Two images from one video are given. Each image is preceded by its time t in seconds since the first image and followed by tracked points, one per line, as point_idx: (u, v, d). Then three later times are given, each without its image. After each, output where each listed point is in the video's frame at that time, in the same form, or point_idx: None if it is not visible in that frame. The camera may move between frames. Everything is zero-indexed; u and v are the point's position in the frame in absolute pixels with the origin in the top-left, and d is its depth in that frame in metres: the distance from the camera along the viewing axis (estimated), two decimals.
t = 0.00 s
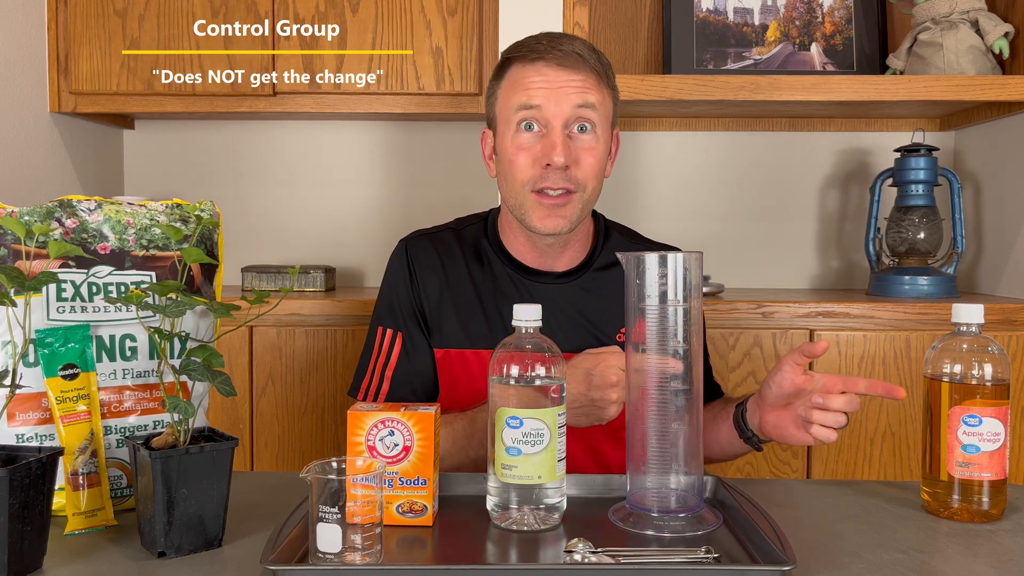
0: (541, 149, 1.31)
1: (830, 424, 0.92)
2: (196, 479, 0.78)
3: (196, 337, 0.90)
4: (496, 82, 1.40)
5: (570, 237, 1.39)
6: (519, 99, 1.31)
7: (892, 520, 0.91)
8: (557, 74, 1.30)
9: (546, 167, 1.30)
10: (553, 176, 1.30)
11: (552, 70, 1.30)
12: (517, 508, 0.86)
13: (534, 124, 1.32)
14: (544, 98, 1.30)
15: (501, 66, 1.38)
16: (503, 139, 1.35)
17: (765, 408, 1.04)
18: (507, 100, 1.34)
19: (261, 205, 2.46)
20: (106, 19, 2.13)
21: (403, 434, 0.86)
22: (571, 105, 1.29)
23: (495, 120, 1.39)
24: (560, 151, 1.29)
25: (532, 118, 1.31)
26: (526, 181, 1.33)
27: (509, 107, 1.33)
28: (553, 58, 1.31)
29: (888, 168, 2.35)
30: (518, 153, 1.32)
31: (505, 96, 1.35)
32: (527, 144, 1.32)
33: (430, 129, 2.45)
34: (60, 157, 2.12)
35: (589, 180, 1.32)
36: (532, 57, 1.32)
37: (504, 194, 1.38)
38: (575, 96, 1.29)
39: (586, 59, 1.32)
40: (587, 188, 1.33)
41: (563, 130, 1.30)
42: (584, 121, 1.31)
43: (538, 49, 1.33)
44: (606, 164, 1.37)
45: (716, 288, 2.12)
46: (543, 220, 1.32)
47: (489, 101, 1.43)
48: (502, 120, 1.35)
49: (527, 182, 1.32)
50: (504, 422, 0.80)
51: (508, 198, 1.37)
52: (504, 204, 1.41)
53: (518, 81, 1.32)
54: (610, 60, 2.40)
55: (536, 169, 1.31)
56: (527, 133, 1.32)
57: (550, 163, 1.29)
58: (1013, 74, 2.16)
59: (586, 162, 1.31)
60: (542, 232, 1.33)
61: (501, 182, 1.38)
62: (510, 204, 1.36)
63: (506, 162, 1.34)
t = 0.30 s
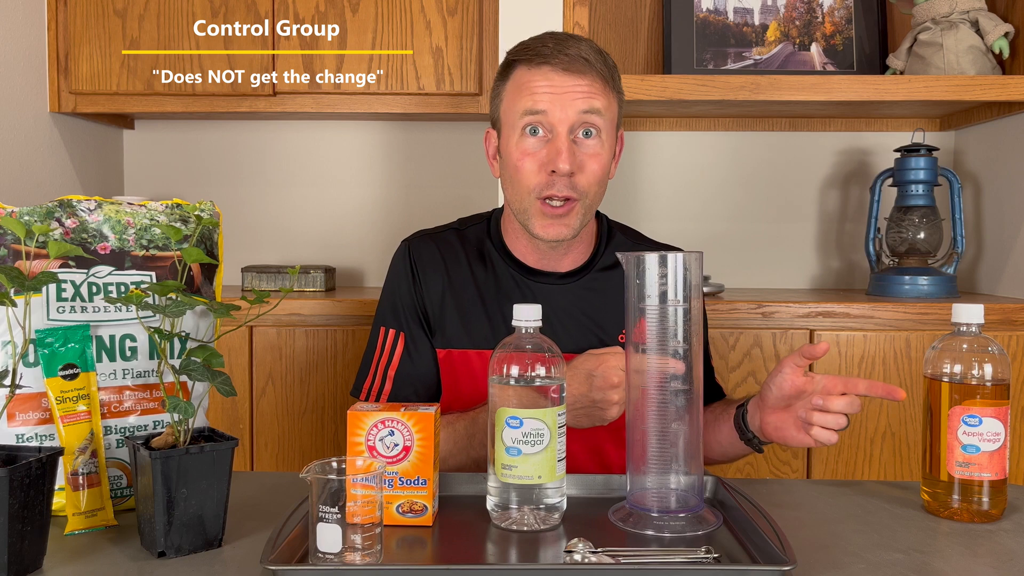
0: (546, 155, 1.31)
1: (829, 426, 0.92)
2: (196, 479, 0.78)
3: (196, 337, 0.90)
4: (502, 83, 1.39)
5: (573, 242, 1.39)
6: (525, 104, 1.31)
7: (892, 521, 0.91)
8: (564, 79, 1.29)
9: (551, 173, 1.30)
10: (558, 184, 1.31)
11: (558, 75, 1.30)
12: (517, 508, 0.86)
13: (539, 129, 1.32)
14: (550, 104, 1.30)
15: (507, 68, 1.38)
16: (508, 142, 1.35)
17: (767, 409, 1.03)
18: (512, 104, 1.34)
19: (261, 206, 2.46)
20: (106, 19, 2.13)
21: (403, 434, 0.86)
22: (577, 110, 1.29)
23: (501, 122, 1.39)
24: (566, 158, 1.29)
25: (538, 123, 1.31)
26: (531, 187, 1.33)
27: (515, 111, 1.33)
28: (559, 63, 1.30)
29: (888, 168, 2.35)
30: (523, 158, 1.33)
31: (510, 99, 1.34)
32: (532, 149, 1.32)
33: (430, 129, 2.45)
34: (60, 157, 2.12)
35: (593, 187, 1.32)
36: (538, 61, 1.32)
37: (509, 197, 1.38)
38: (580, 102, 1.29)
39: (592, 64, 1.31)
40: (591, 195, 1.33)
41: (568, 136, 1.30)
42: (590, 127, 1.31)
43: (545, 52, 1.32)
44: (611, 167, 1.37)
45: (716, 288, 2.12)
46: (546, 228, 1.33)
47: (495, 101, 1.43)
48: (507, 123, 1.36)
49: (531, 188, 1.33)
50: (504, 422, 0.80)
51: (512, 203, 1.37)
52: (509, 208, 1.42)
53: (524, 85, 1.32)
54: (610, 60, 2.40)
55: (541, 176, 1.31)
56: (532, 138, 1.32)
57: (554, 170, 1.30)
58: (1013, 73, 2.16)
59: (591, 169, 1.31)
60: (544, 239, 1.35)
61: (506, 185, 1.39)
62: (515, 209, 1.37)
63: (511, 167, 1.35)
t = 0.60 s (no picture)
0: (543, 144, 1.31)
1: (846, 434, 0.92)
2: (196, 479, 0.78)
3: (196, 337, 0.90)
4: (497, 78, 1.40)
5: (571, 235, 1.39)
6: (521, 95, 1.31)
7: (893, 521, 0.91)
8: (559, 68, 1.30)
9: (549, 160, 1.30)
10: (556, 170, 1.30)
11: (553, 64, 1.30)
12: (517, 509, 0.86)
13: (536, 118, 1.32)
14: (546, 92, 1.30)
15: (502, 64, 1.39)
16: (504, 134, 1.35)
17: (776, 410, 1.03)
18: (508, 96, 1.34)
19: (260, 206, 2.46)
20: (106, 19, 2.13)
21: (403, 434, 0.86)
22: (574, 98, 1.29)
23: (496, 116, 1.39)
24: (563, 144, 1.29)
25: (535, 112, 1.31)
26: (530, 176, 1.32)
27: (511, 103, 1.33)
28: (555, 53, 1.31)
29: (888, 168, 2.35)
30: (520, 148, 1.32)
31: (506, 92, 1.35)
32: (529, 138, 1.32)
33: (430, 129, 2.44)
34: (60, 157, 2.12)
35: (590, 175, 1.31)
36: (533, 52, 1.32)
37: (506, 190, 1.37)
38: (576, 90, 1.29)
39: (586, 55, 1.32)
40: (588, 184, 1.32)
41: (565, 124, 1.30)
42: (586, 115, 1.31)
43: (540, 44, 1.33)
44: (608, 159, 1.37)
45: (716, 288, 2.12)
46: (545, 214, 1.32)
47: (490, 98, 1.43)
48: (504, 116, 1.36)
49: (529, 177, 1.32)
50: (504, 422, 0.80)
51: (510, 195, 1.36)
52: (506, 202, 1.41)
53: (519, 76, 1.33)
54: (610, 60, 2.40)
55: (539, 163, 1.31)
56: (529, 127, 1.32)
57: (551, 157, 1.29)
58: (1013, 73, 2.16)
59: (589, 156, 1.30)
60: (543, 228, 1.33)
61: (503, 178, 1.38)
62: (512, 200, 1.36)
63: (508, 158, 1.34)
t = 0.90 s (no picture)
0: (542, 156, 1.31)
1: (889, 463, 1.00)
2: (196, 479, 0.78)
3: (196, 337, 0.90)
4: (496, 84, 1.39)
5: (568, 242, 1.40)
6: (521, 105, 1.31)
7: (894, 521, 0.91)
8: (559, 79, 1.30)
9: (548, 173, 1.30)
10: (555, 184, 1.30)
11: (554, 75, 1.30)
12: (517, 509, 0.86)
13: (535, 129, 1.31)
14: (546, 104, 1.29)
15: (502, 69, 1.38)
16: (503, 143, 1.35)
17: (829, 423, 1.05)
18: (507, 104, 1.34)
19: (260, 206, 2.46)
20: (106, 19, 2.13)
21: (403, 434, 0.86)
22: (574, 111, 1.29)
23: (495, 122, 1.39)
24: (562, 158, 1.29)
25: (534, 123, 1.31)
26: (528, 188, 1.33)
27: (510, 112, 1.33)
28: (555, 63, 1.31)
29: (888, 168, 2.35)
30: (519, 159, 1.33)
31: (505, 101, 1.34)
32: (528, 150, 1.32)
33: (430, 129, 2.44)
34: (60, 157, 2.12)
35: (588, 188, 1.32)
36: (533, 61, 1.32)
37: (504, 199, 1.38)
38: (576, 103, 1.29)
39: (588, 64, 1.31)
40: (587, 196, 1.33)
41: (564, 137, 1.30)
42: (586, 128, 1.31)
43: (540, 52, 1.32)
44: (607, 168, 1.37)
45: (715, 288, 2.12)
46: (543, 227, 1.33)
47: (489, 102, 1.43)
48: (503, 124, 1.35)
49: (527, 189, 1.33)
50: (505, 422, 0.80)
51: (509, 204, 1.37)
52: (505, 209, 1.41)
53: (519, 85, 1.32)
54: (610, 60, 2.40)
55: (538, 175, 1.31)
56: (528, 139, 1.32)
57: (550, 170, 1.29)
58: (1014, 74, 2.16)
59: (588, 169, 1.30)
60: (541, 239, 1.34)
61: (501, 186, 1.38)
62: (511, 210, 1.37)
63: (507, 168, 1.35)
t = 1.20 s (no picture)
0: (540, 152, 1.31)
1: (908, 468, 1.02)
2: (196, 479, 0.78)
3: (196, 337, 0.90)
4: (494, 81, 1.39)
5: (564, 241, 1.39)
6: (519, 101, 1.31)
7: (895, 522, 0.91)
8: (557, 74, 1.30)
9: (545, 169, 1.30)
10: (552, 180, 1.30)
11: (552, 71, 1.30)
12: (517, 509, 0.87)
13: (532, 126, 1.32)
14: (544, 100, 1.30)
15: (499, 66, 1.38)
16: (500, 140, 1.35)
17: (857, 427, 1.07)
18: (505, 101, 1.34)
19: (259, 206, 2.46)
20: (106, 19, 2.13)
21: (403, 434, 0.86)
22: (572, 106, 1.29)
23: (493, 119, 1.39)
24: (559, 154, 1.29)
25: (531, 119, 1.31)
26: (525, 184, 1.33)
27: (508, 109, 1.33)
28: (553, 58, 1.31)
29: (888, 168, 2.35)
30: (516, 155, 1.33)
31: (503, 97, 1.34)
32: (525, 146, 1.32)
33: (431, 129, 2.44)
34: (60, 157, 2.12)
35: (586, 184, 1.31)
36: (531, 57, 1.32)
37: (502, 196, 1.38)
38: (573, 100, 1.29)
39: (585, 60, 1.32)
40: (584, 192, 1.32)
41: (562, 133, 1.30)
42: (584, 124, 1.31)
43: (537, 48, 1.33)
44: (604, 165, 1.37)
45: (716, 288, 2.12)
46: (540, 224, 1.32)
47: (488, 99, 1.43)
48: (501, 122, 1.35)
49: (525, 185, 1.33)
50: (505, 421, 0.80)
51: (506, 201, 1.37)
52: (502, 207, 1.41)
53: (516, 82, 1.32)
54: (610, 60, 2.40)
55: (535, 172, 1.31)
56: (526, 135, 1.32)
57: (547, 167, 1.29)
58: (1013, 73, 2.16)
59: (586, 165, 1.30)
60: (539, 236, 1.34)
61: (498, 183, 1.38)
62: (508, 207, 1.37)
63: (505, 165, 1.35)
